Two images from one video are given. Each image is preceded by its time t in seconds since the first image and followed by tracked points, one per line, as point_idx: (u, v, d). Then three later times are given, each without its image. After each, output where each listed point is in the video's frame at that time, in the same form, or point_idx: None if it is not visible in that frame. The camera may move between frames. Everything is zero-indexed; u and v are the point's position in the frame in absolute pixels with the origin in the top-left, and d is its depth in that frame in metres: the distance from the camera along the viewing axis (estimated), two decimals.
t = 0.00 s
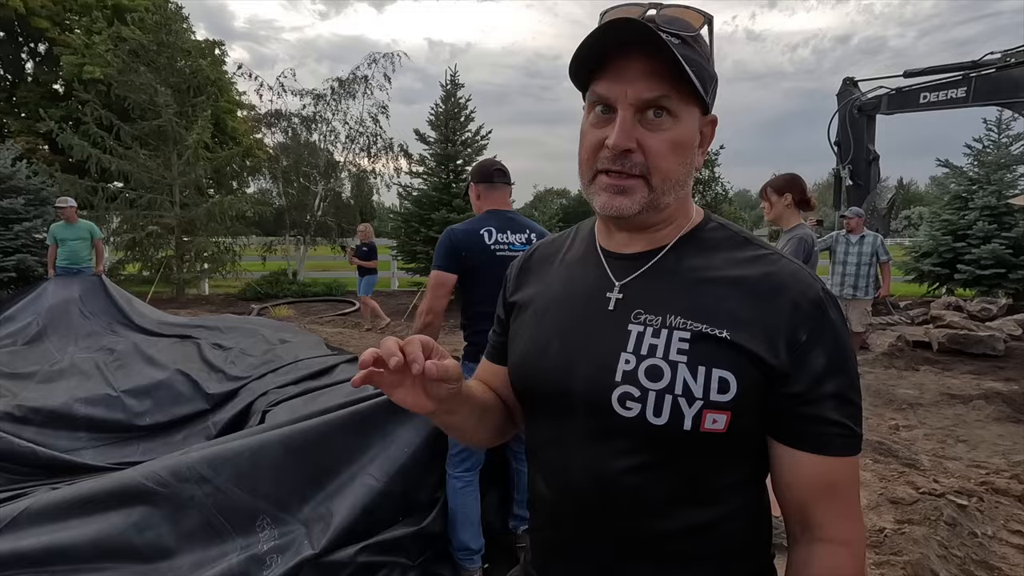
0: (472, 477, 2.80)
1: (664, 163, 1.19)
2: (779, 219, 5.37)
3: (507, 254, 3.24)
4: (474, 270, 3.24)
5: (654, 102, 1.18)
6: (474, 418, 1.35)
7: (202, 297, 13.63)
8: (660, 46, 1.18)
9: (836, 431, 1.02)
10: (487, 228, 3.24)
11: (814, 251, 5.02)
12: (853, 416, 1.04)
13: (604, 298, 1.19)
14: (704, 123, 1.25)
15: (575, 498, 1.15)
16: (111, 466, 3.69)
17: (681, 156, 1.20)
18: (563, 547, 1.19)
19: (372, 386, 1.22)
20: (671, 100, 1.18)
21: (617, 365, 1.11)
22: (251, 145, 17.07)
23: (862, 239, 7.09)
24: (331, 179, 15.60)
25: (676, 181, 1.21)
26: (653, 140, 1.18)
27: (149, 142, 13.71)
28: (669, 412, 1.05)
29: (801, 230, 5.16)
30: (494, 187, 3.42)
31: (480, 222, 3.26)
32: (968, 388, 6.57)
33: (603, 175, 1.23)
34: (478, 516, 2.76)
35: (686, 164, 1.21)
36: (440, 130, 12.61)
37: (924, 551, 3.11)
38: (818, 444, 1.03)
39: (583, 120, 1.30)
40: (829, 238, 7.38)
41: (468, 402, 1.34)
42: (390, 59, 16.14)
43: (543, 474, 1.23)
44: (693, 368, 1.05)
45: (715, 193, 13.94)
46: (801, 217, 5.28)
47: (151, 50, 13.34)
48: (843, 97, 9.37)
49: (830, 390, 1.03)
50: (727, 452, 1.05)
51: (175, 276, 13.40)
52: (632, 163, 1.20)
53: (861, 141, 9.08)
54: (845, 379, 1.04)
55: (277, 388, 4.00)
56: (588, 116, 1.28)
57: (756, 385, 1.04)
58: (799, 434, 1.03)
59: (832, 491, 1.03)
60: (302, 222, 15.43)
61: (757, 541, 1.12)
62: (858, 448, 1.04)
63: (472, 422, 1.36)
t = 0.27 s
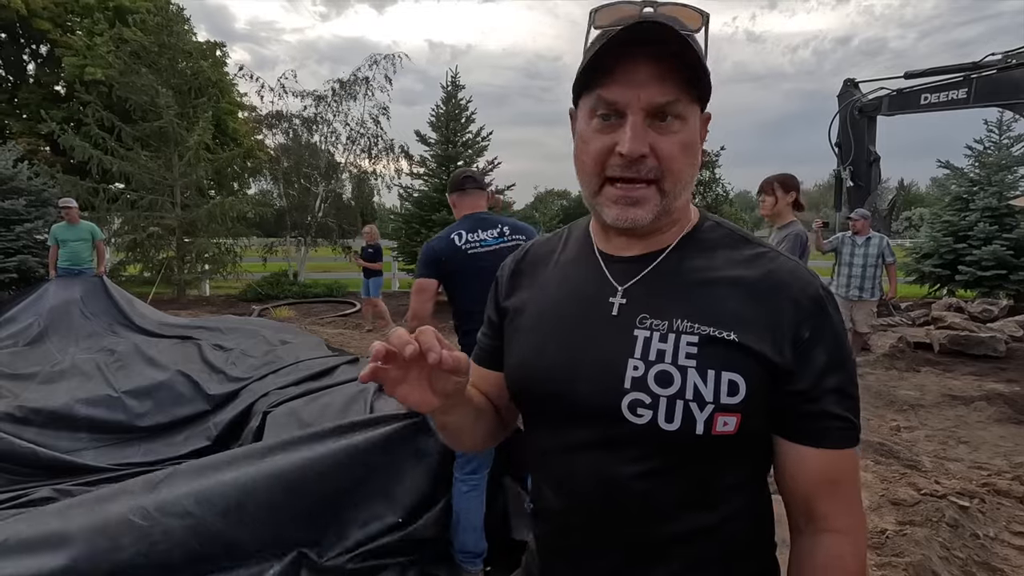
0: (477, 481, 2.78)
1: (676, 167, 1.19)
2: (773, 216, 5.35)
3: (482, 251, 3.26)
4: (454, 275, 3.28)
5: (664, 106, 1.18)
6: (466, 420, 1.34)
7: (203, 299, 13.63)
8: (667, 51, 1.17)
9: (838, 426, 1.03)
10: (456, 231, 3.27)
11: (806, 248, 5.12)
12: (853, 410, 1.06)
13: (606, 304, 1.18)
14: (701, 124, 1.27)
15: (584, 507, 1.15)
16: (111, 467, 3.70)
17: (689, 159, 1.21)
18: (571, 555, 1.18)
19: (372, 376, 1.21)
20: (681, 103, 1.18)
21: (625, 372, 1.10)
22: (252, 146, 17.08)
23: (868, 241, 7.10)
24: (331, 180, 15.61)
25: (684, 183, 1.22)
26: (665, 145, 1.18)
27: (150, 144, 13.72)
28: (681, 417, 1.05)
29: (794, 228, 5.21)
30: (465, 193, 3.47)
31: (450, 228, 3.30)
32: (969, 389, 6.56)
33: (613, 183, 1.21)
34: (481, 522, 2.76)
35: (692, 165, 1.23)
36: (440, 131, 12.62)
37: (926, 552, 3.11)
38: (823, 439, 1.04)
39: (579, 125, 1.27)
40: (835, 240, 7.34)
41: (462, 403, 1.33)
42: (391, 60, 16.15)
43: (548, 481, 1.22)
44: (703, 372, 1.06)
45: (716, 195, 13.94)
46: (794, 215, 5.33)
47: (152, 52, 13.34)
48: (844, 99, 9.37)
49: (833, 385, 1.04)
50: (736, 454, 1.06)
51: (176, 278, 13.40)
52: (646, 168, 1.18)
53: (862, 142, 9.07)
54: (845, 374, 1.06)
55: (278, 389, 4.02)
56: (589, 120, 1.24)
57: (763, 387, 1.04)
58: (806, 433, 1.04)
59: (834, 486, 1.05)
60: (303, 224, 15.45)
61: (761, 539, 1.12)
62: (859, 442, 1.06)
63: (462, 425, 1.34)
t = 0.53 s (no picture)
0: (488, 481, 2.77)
1: (632, 175, 1.14)
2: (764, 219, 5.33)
3: (482, 254, 3.28)
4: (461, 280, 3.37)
5: (610, 113, 1.14)
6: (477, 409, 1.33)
7: (205, 300, 13.65)
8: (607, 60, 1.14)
9: (853, 436, 1.03)
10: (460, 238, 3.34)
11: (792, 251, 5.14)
12: (869, 420, 1.05)
13: (612, 313, 1.17)
14: (686, 122, 1.17)
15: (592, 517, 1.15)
16: (113, 469, 3.71)
17: (652, 165, 1.14)
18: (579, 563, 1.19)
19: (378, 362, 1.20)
20: (629, 110, 1.13)
21: (632, 381, 1.10)
22: (253, 148, 17.12)
23: (873, 242, 7.08)
24: (333, 182, 15.63)
25: (653, 190, 1.15)
26: (617, 154, 1.14)
27: (152, 145, 13.75)
28: (687, 428, 1.05)
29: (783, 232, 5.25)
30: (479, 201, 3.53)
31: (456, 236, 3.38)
32: (972, 391, 6.55)
33: (580, 195, 1.21)
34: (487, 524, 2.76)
35: (663, 169, 1.15)
36: (442, 132, 12.64)
37: (930, 554, 3.10)
38: (837, 451, 1.03)
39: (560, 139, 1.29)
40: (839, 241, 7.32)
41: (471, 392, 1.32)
42: (392, 62, 16.18)
43: (556, 488, 1.21)
44: (709, 383, 1.05)
45: (717, 196, 13.94)
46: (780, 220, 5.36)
47: (155, 53, 13.40)
48: (846, 100, 9.36)
49: (849, 396, 1.03)
50: (745, 466, 1.05)
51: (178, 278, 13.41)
52: (601, 179, 1.16)
53: (864, 143, 9.07)
54: (862, 384, 1.04)
55: (278, 391, 4.04)
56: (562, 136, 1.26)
57: (773, 397, 1.04)
58: (816, 444, 1.04)
59: (854, 491, 1.05)
60: (305, 225, 15.48)
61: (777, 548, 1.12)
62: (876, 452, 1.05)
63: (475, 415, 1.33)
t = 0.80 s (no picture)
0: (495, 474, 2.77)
1: (646, 168, 1.15)
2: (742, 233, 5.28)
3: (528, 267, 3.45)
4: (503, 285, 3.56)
5: (624, 109, 1.15)
6: (488, 414, 1.35)
7: (207, 301, 13.68)
8: (618, 57, 1.16)
9: (851, 455, 0.99)
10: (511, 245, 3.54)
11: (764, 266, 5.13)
12: (871, 439, 1.00)
13: (611, 315, 1.19)
14: (694, 120, 1.19)
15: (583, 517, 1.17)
16: (117, 470, 3.72)
17: (663, 159, 1.15)
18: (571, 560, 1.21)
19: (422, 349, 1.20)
20: (640, 105, 1.14)
21: (621, 385, 1.12)
22: (256, 149, 17.15)
23: (876, 244, 7.05)
24: (335, 183, 15.65)
25: (666, 184, 1.16)
26: (630, 147, 1.15)
27: (155, 147, 13.79)
28: (670, 433, 1.05)
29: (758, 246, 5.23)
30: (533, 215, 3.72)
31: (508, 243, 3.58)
32: (975, 392, 6.54)
33: (592, 192, 1.22)
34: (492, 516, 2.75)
35: (674, 162, 1.16)
36: (444, 134, 12.66)
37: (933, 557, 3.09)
38: (831, 468, 1.01)
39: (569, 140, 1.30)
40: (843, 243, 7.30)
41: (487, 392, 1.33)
42: (395, 63, 16.20)
43: (556, 488, 1.24)
44: (694, 390, 1.05)
45: (719, 197, 13.93)
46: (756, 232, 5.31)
47: (158, 56, 13.46)
48: (848, 101, 9.36)
49: (845, 412, 1.00)
50: (732, 475, 1.04)
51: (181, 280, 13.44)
52: (614, 174, 1.17)
53: (866, 144, 9.06)
54: (863, 399, 1.00)
55: (281, 392, 4.05)
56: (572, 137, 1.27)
57: (763, 407, 1.02)
58: (807, 458, 1.02)
59: (852, 517, 1.01)
60: (307, 226, 15.52)
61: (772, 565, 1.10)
62: (878, 474, 1.00)
63: (483, 417, 1.35)
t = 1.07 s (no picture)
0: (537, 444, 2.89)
1: (663, 159, 1.17)
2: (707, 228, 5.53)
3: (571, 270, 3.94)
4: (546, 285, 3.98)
5: (640, 100, 1.17)
6: (491, 389, 1.36)
7: (211, 301, 13.73)
8: (630, 51, 1.18)
9: (862, 441, 1.00)
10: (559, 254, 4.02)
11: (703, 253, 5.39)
12: (881, 426, 1.01)
13: (624, 308, 1.19)
14: (699, 114, 1.22)
15: (594, 512, 1.17)
16: (122, 468, 3.73)
17: (678, 149, 1.17)
18: (580, 558, 1.20)
19: (462, 279, 1.26)
20: (655, 96, 1.16)
21: (635, 374, 1.12)
22: (259, 149, 17.18)
23: (877, 244, 7.04)
24: (338, 183, 15.67)
25: (681, 175, 1.18)
26: (647, 138, 1.17)
27: (159, 147, 13.84)
28: (686, 421, 1.05)
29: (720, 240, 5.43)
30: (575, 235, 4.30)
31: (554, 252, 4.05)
32: (978, 392, 6.53)
33: (608, 185, 1.21)
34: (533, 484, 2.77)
35: (687, 154, 1.18)
36: (447, 133, 12.67)
37: (936, 557, 3.10)
38: (844, 456, 1.01)
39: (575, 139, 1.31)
40: (844, 242, 7.29)
41: (500, 364, 1.35)
42: (398, 63, 16.19)
43: (565, 486, 1.24)
44: (710, 377, 1.05)
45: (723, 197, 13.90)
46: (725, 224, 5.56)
47: (161, 56, 13.49)
48: (851, 100, 9.33)
49: (852, 395, 1.01)
50: (747, 464, 1.05)
51: (184, 279, 13.48)
52: (632, 164, 1.18)
53: (870, 144, 9.04)
54: (873, 384, 1.01)
55: (284, 391, 4.07)
56: (581, 134, 1.27)
57: (777, 392, 1.03)
58: (820, 444, 1.03)
59: (858, 506, 1.01)
60: (310, 226, 15.56)
61: (778, 557, 1.11)
62: (888, 462, 1.01)
63: (486, 390, 1.36)
